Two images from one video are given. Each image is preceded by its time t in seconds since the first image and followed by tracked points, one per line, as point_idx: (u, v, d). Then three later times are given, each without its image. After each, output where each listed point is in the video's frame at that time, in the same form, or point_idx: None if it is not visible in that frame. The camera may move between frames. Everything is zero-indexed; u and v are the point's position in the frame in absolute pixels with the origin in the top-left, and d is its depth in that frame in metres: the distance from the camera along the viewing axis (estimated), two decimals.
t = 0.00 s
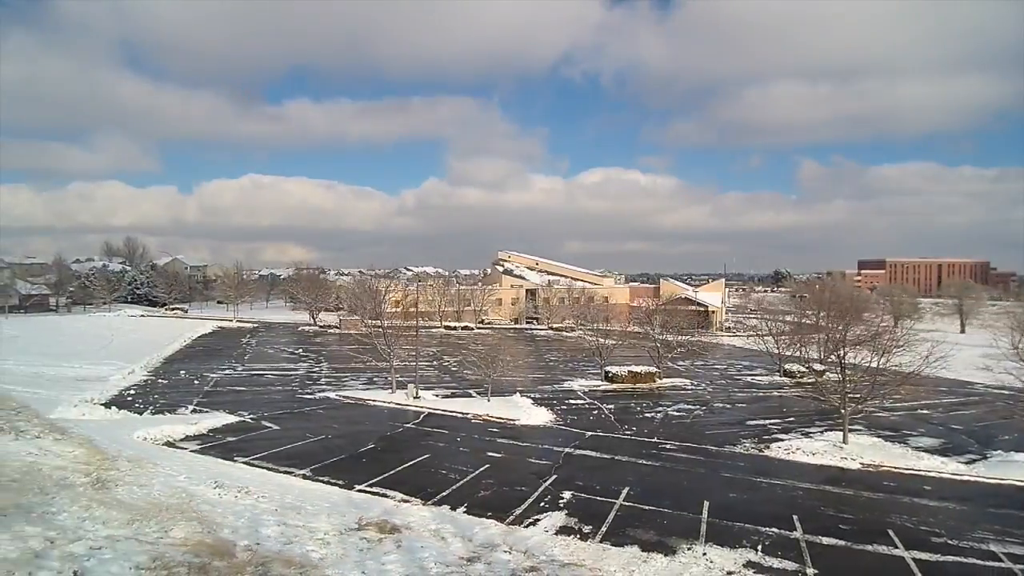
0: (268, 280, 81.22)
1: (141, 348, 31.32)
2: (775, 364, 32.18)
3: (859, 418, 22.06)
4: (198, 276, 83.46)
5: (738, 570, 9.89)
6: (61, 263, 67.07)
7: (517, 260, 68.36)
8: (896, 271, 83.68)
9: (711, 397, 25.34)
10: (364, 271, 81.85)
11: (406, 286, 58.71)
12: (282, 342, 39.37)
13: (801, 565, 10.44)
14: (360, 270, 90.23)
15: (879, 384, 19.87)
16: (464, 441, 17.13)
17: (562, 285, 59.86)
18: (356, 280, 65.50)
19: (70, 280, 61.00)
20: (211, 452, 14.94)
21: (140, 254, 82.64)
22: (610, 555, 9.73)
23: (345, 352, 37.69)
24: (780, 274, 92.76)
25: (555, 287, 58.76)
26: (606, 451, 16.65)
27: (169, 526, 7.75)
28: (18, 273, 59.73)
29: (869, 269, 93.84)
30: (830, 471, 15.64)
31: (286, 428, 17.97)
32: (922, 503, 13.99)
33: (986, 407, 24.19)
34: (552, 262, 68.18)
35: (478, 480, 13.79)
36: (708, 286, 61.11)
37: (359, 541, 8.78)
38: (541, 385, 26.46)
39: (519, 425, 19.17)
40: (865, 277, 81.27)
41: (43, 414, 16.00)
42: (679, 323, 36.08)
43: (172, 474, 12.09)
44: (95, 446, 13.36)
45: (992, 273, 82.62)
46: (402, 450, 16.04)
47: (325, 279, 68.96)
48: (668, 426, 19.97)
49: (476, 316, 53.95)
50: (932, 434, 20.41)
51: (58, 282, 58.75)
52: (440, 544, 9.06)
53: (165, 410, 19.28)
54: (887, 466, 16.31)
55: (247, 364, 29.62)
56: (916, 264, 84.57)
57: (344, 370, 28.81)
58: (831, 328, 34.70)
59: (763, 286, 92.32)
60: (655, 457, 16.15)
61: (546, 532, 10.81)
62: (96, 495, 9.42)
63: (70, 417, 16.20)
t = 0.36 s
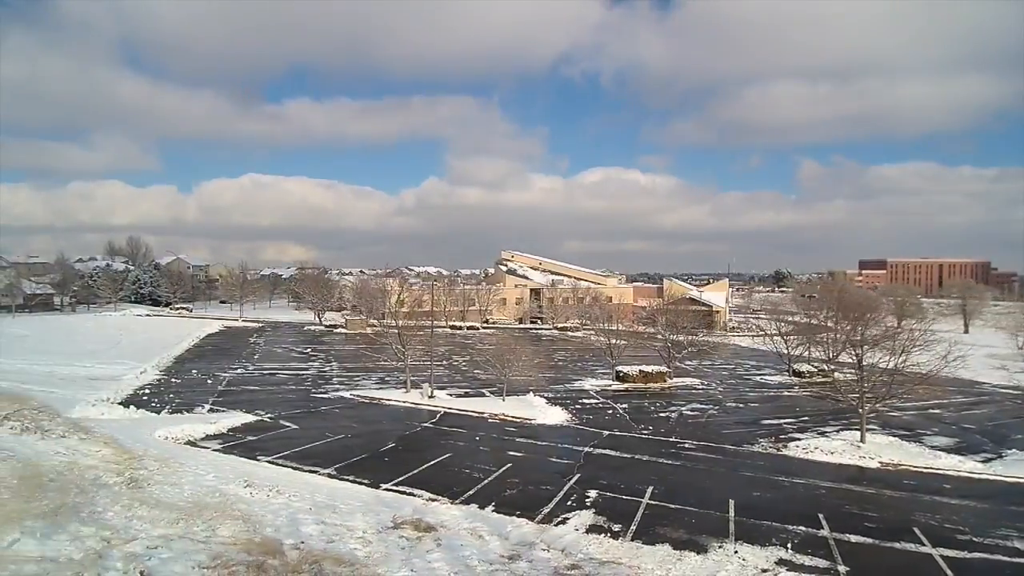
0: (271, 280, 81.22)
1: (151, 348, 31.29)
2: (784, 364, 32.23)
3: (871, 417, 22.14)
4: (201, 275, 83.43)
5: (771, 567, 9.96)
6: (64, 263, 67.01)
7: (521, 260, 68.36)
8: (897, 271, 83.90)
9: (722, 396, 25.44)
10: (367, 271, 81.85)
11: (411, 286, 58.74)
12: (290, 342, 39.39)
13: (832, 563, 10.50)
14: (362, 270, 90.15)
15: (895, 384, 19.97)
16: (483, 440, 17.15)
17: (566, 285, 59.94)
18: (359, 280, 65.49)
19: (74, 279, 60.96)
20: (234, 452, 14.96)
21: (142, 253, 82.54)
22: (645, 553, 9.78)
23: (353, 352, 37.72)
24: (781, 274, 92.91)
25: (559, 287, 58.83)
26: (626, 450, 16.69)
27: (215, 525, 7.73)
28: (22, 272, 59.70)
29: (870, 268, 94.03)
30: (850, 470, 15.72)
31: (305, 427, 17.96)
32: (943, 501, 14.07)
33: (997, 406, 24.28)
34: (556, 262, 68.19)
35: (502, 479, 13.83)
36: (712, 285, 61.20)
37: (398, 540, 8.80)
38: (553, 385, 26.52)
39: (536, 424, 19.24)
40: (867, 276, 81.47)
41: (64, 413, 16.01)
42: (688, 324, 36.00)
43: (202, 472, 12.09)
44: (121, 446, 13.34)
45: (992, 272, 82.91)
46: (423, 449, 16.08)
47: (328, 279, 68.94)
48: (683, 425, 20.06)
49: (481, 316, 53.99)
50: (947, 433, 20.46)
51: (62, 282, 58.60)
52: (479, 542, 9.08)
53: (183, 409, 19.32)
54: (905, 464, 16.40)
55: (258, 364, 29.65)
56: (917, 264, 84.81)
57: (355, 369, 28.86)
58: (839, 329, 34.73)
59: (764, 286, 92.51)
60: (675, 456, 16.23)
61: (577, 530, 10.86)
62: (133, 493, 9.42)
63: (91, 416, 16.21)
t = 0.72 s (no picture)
0: (274, 280, 81.26)
1: (161, 348, 31.33)
2: (793, 363, 32.35)
3: (885, 416, 22.23)
4: (203, 275, 83.46)
5: (804, 563, 10.03)
6: (68, 263, 67.01)
7: (524, 260, 68.42)
8: (899, 271, 84.12)
9: (734, 395, 25.57)
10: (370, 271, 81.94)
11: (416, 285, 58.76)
12: (297, 342, 39.44)
13: (863, 559, 10.59)
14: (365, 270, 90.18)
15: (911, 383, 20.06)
16: (503, 439, 17.21)
17: (571, 285, 60.05)
18: (363, 280, 65.56)
19: (78, 279, 60.95)
20: (257, 451, 15.02)
21: (145, 253, 82.67)
22: (679, 550, 9.85)
23: (361, 352, 37.82)
24: (782, 275, 93.08)
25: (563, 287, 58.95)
26: (646, 449, 16.75)
27: (263, 522, 7.74)
28: (26, 272, 59.71)
29: (871, 268, 94.24)
30: (870, 468, 15.83)
31: (324, 426, 17.99)
32: (964, 498, 14.18)
33: (1008, 405, 24.38)
34: (559, 262, 68.28)
35: (527, 477, 13.90)
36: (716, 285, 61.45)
37: (439, 538, 8.86)
38: (565, 384, 26.63)
39: (554, 423, 19.32)
40: (868, 276, 81.74)
41: (87, 412, 16.07)
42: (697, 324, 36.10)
43: (232, 470, 12.10)
44: (148, 445, 13.36)
45: (993, 272, 83.14)
46: (444, 448, 16.15)
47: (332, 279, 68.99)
48: (699, 424, 20.16)
49: (486, 315, 54.11)
50: (960, 431, 20.55)
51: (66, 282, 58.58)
52: (519, 540, 9.12)
53: (201, 408, 19.38)
54: (924, 462, 16.51)
55: (269, 364, 29.72)
56: (918, 264, 85.04)
57: (366, 369, 28.93)
58: (847, 330, 34.82)
59: (765, 286, 92.72)
60: (695, 455, 16.33)
61: (608, 528, 10.92)
62: (173, 490, 9.46)
63: (113, 416, 16.27)
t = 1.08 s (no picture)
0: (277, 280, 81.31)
1: (171, 348, 31.39)
2: (801, 363, 32.50)
3: (897, 414, 22.32)
4: (206, 275, 83.50)
5: (835, 558, 10.10)
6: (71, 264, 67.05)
7: (527, 260, 68.55)
8: (900, 271, 84.37)
9: (745, 394, 25.67)
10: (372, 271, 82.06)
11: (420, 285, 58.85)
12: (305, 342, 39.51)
13: (891, 554, 10.67)
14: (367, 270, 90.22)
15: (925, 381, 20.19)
16: (522, 437, 17.29)
17: (575, 284, 60.22)
18: (367, 280, 65.64)
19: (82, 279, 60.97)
20: (280, 449, 15.07)
21: (148, 254, 82.68)
22: (711, 546, 9.91)
23: (368, 351, 37.92)
24: (783, 275, 93.29)
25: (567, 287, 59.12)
26: (665, 447, 16.85)
27: (309, 518, 7.78)
28: (31, 272, 59.73)
29: (872, 268, 94.58)
30: (887, 466, 15.94)
31: (343, 425, 18.03)
32: (983, 494, 14.29)
33: (1018, 403, 24.49)
34: (562, 262, 68.45)
35: (550, 475, 13.96)
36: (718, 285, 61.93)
37: (477, 534, 8.92)
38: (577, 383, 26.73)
39: (570, 422, 19.41)
40: (870, 276, 82.05)
41: (109, 411, 16.13)
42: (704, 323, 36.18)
43: (260, 467, 12.14)
44: (174, 443, 13.39)
45: (993, 272, 83.42)
46: (464, 447, 16.22)
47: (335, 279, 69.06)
48: (714, 422, 20.27)
49: (490, 315, 54.25)
50: (973, 429, 20.66)
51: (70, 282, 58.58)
52: (555, 536, 9.18)
53: (219, 408, 19.44)
54: (940, 460, 16.63)
55: (279, 363, 29.79)
56: (919, 264, 85.24)
57: (377, 369, 29.02)
58: (853, 329, 34.98)
59: (766, 287, 93.00)
60: (714, 453, 16.42)
61: (637, 524, 10.98)
62: (211, 486, 9.52)
63: (134, 414, 16.33)
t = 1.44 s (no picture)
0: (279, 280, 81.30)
1: (179, 348, 31.43)
2: (808, 362, 32.62)
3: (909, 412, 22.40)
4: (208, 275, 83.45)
5: (861, 553, 10.21)
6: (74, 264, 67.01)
7: (530, 260, 68.59)
8: (901, 271, 84.58)
9: (755, 393, 25.77)
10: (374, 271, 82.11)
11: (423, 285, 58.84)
12: (311, 342, 39.52)
13: (915, 549, 10.78)
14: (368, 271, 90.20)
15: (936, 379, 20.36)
16: (539, 436, 17.39)
17: (578, 284, 60.31)
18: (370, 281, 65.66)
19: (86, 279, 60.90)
20: (301, 449, 15.13)
21: (150, 254, 82.65)
22: (740, 542, 10.01)
23: (375, 351, 37.94)
24: (784, 275, 93.44)
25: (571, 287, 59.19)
26: (681, 446, 16.96)
27: (351, 513, 7.87)
28: (34, 273, 59.67)
29: (873, 267, 94.85)
30: (904, 464, 16.05)
31: (359, 425, 18.10)
32: (1000, 490, 14.41)
33: None
34: (565, 262, 68.57)
35: (572, 473, 14.06)
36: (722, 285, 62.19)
37: (512, 530, 8.99)
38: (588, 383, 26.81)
39: (585, 421, 19.52)
40: (871, 276, 82.29)
41: (129, 410, 16.15)
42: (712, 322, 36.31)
43: (287, 465, 12.21)
44: (197, 441, 13.44)
45: (994, 272, 83.61)
46: (483, 446, 16.30)
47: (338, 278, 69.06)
48: (727, 421, 20.36)
49: (495, 315, 54.31)
50: (983, 427, 20.80)
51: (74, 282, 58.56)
52: (588, 532, 9.27)
53: (235, 408, 19.48)
54: (955, 457, 16.75)
55: (289, 363, 29.84)
56: (920, 264, 85.41)
57: (386, 368, 29.05)
58: (860, 329, 35.10)
59: (768, 287, 93.19)
60: (731, 451, 16.52)
61: (664, 521, 11.07)
62: (245, 482, 9.56)
63: (154, 413, 16.38)
